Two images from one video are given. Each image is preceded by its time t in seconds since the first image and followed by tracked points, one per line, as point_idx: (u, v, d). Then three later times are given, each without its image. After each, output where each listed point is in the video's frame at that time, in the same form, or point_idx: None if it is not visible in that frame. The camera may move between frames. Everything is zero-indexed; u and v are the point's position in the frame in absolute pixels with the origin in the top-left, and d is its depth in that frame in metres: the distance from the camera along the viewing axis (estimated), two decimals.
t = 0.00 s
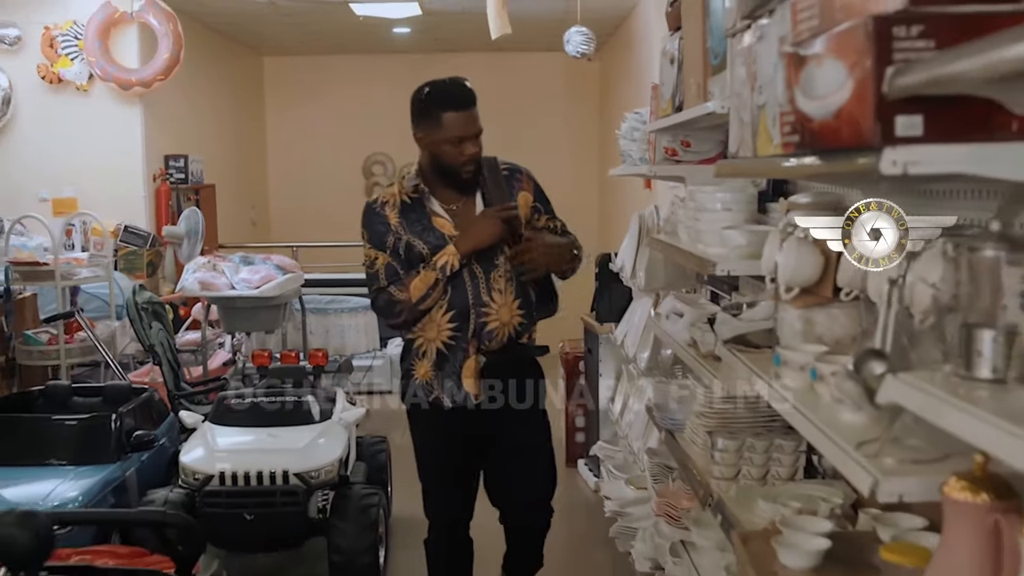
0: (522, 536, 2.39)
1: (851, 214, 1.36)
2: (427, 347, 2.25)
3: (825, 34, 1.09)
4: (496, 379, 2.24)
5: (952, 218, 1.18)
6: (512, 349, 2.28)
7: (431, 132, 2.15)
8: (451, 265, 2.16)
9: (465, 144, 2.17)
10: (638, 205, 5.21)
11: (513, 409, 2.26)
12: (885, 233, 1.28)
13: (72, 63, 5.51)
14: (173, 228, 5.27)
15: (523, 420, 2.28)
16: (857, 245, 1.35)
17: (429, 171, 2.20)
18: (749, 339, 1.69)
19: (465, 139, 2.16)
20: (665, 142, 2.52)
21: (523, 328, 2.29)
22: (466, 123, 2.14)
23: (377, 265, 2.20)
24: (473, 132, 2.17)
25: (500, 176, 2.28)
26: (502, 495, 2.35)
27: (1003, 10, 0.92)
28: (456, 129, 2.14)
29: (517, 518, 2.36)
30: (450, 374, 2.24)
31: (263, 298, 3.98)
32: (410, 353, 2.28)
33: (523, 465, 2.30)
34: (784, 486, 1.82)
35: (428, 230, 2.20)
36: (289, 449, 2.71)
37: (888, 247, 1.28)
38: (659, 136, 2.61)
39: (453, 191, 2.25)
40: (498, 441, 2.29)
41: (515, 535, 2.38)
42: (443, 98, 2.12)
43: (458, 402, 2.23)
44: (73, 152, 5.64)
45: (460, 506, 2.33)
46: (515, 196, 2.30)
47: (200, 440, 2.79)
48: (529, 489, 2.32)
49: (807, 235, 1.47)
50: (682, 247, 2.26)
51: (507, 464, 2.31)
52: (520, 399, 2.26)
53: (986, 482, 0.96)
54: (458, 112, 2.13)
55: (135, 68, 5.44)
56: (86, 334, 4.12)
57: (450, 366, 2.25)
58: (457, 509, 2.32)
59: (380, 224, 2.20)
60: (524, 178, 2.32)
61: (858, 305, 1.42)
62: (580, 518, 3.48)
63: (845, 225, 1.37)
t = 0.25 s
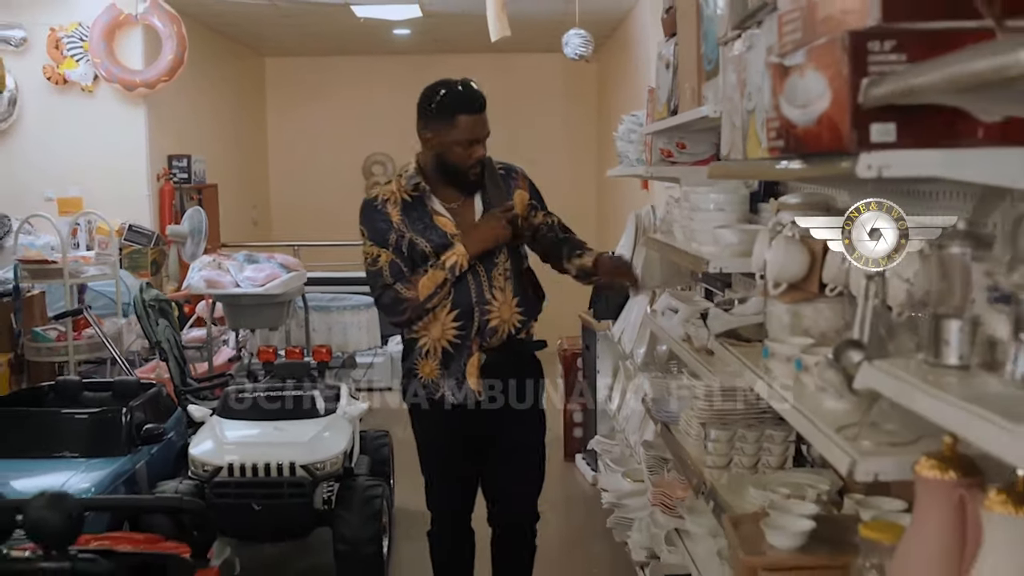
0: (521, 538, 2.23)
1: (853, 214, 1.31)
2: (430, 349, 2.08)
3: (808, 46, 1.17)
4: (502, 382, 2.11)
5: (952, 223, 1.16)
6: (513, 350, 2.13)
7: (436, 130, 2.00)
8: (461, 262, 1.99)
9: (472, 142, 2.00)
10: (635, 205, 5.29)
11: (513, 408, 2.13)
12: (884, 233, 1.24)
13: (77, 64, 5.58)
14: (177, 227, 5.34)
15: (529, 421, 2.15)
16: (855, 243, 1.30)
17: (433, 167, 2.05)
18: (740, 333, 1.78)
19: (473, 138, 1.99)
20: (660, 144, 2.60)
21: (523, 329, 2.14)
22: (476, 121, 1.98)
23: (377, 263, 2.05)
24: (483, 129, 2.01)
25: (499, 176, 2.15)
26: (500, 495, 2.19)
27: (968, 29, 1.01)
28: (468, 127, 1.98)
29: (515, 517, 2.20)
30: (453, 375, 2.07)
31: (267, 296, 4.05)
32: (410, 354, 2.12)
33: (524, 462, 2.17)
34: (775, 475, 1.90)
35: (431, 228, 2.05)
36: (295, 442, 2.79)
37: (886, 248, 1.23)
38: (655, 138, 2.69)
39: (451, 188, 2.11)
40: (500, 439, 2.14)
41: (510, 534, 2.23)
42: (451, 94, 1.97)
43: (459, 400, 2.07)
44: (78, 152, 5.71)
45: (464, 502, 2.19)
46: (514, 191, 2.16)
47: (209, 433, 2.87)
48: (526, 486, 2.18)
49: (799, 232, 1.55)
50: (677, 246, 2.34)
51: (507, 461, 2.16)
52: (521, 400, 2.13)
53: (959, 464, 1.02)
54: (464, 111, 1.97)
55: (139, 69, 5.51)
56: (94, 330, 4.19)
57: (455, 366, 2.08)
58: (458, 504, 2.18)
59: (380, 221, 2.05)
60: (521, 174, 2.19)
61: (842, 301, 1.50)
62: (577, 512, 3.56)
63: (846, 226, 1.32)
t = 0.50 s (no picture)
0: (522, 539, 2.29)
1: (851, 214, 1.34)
2: (452, 347, 2.11)
3: (801, 55, 1.26)
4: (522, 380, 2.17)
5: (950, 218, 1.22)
6: (529, 347, 2.19)
7: (457, 132, 2.04)
8: (492, 278, 2.03)
9: (493, 143, 2.05)
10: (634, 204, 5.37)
11: (513, 408, 2.17)
12: (885, 233, 1.27)
13: (84, 65, 5.65)
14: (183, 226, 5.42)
15: (526, 420, 2.18)
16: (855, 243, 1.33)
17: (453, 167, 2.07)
18: (738, 326, 1.86)
19: (495, 140, 2.05)
20: (660, 145, 2.68)
21: (538, 327, 2.19)
22: (497, 124, 2.04)
23: (397, 264, 2.04)
24: (503, 131, 2.06)
25: (512, 175, 2.18)
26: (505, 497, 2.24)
27: (948, 39, 1.10)
28: (490, 129, 2.04)
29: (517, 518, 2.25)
30: (475, 373, 2.11)
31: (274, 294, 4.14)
32: (428, 353, 2.15)
33: (528, 465, 2.22)
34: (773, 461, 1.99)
35: (452, 228, 2.07)
36: (305, 434, 2.87)
37: (888, 248, 1.26)
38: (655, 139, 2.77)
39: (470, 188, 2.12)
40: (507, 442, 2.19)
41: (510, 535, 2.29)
42: (478, 99, 2.02)
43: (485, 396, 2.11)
44: (84, 152, 5.79)
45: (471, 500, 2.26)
46: (525, 190, 2.19)
47: (222, 425, 2.95)
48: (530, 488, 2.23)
49: (795, 226, 1.61)
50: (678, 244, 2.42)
51: (514, 463, 2.21)
52: (520, 399, 2.17)
53: (939, 440, 1.09)
54: (486, 115, 2.02)
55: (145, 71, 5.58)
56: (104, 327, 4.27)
57: (477, 364, 2.12)
58: (463, 502, 2.25)
59: (401, 223, 2.06)
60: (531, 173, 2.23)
61: (835, 295, 1.59)
62: (579, 503, 3.65)
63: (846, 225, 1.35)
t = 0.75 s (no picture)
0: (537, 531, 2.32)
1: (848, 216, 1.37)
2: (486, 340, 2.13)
3: (802, 60, 1.34)
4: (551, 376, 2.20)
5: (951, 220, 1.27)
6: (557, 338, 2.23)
7: (485, 133, 2.02)
8: (511, 326, 1.99)
9: (516, 146, 2.03)
10: (637, 202, 5.46)
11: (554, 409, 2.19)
12: (885, 233, 1.32)
13: (95, 65, 5.72)
14: (193, 223, 5.51)
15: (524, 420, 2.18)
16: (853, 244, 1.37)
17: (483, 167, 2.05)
18: (741, 317, 1.95)
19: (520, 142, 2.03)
20: (666, 144, 2.76)
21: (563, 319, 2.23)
22: (525, 126, 2.03)
23: (425, 270, 2.00)
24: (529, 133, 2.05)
25: (529, 176, 2.21)
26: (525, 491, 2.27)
27: (938, 46, 1.19)
28: (518, 132, 2.01)
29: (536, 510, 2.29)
30: (509, 367, 2.14)
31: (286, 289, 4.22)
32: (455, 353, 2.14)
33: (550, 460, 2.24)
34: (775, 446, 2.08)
35: (484, 228, 2.05)
36: (320, 425, 2.96)
37: (889, 247, 1.32)
38: (660, 138, 2.86)
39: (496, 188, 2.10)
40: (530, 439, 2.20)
41: (524, 525, 2.32)
42: (508, 101, 2.00)
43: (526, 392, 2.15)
44: (95, 151, 5.88)
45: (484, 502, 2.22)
46: (541, 190, 2.24)
47: (239, 416, 3.04)
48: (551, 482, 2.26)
49: (795, 221, 1.73)
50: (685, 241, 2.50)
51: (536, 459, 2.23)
52: (519, 399, 2.15)
53: (930, 418, 1.16)
54: (514, 116, 2.01)
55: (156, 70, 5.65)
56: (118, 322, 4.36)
57: (509, 358, 2.14)
58: (478, 505, 2.21)
59: (430, 227, 2.01)
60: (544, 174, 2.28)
61: (835, 286, 1.67)
62: (583, 493, 3.75)
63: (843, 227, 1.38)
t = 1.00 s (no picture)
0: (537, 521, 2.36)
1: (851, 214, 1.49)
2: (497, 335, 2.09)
3: (796, 65, 1.42)
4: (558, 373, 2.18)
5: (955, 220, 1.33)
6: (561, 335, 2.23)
7: (495, 133, 2.05)
8: (524, 359, 2.00)
9: (520, 147, 2.06)
10: (638, 201, 5.53)
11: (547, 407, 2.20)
12: (885, 232, 1.42)
13: (102, 66, 5.80)
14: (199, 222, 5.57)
15: (520, 417, 2.19)
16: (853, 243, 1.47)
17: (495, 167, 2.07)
18: (740, 310, 2.02)
19: (527, 143, 2.06)
20: (667, 144, 2.82)
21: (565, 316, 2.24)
22: (534, 127, 2.06)
23: (443, 270, 1.99)
24: (536, 135, 2.08)
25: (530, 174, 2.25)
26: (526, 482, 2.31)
27: (924, 50, 1.25)
28: (523, 132, 2.04)
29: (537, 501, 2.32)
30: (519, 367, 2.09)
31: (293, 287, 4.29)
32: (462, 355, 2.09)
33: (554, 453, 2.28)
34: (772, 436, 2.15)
35: (498, 227, 2.04)
36: (329, 418, 3.02)
37: (887, 246, 1.41)
38: (661, 138, 2.92)
39: (505, 187, 2.12)
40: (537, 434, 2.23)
41: (523, 511, 2.35)
42: (521, 102, 2.03)
43: (525, 389, 2.13)
44: (102, 150, 5.94)
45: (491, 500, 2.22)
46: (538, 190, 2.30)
47: (249, 410, 3.10)
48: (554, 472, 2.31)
49: (792, 220, 1.80)
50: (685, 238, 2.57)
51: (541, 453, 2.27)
52: (520, 400, 2.15)
53: (916, 403, 1.24)
54: (525, 117, 2.04)
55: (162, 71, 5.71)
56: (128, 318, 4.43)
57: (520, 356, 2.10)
58: (481, 506, 2.19)
59: (447, 227, 2.01)
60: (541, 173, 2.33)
61: (830, 280, 1.74)
62: (585, 487, 3.81)
63: (845, 226, 1.49)
